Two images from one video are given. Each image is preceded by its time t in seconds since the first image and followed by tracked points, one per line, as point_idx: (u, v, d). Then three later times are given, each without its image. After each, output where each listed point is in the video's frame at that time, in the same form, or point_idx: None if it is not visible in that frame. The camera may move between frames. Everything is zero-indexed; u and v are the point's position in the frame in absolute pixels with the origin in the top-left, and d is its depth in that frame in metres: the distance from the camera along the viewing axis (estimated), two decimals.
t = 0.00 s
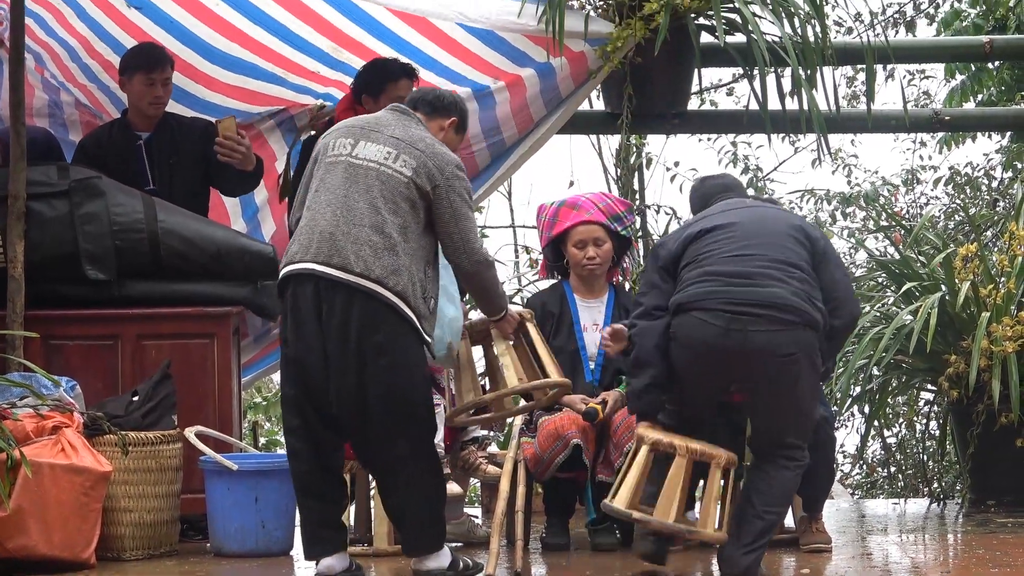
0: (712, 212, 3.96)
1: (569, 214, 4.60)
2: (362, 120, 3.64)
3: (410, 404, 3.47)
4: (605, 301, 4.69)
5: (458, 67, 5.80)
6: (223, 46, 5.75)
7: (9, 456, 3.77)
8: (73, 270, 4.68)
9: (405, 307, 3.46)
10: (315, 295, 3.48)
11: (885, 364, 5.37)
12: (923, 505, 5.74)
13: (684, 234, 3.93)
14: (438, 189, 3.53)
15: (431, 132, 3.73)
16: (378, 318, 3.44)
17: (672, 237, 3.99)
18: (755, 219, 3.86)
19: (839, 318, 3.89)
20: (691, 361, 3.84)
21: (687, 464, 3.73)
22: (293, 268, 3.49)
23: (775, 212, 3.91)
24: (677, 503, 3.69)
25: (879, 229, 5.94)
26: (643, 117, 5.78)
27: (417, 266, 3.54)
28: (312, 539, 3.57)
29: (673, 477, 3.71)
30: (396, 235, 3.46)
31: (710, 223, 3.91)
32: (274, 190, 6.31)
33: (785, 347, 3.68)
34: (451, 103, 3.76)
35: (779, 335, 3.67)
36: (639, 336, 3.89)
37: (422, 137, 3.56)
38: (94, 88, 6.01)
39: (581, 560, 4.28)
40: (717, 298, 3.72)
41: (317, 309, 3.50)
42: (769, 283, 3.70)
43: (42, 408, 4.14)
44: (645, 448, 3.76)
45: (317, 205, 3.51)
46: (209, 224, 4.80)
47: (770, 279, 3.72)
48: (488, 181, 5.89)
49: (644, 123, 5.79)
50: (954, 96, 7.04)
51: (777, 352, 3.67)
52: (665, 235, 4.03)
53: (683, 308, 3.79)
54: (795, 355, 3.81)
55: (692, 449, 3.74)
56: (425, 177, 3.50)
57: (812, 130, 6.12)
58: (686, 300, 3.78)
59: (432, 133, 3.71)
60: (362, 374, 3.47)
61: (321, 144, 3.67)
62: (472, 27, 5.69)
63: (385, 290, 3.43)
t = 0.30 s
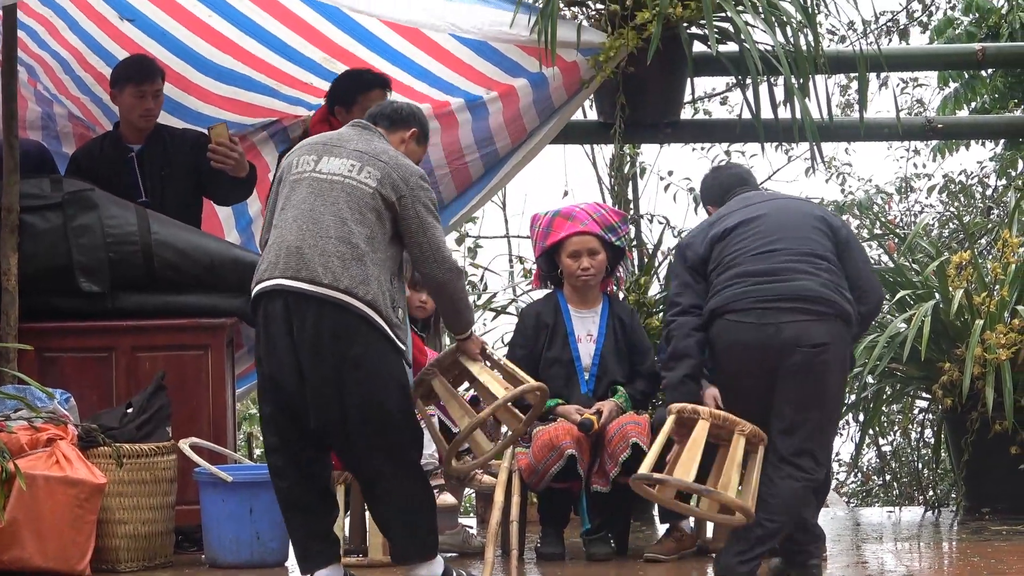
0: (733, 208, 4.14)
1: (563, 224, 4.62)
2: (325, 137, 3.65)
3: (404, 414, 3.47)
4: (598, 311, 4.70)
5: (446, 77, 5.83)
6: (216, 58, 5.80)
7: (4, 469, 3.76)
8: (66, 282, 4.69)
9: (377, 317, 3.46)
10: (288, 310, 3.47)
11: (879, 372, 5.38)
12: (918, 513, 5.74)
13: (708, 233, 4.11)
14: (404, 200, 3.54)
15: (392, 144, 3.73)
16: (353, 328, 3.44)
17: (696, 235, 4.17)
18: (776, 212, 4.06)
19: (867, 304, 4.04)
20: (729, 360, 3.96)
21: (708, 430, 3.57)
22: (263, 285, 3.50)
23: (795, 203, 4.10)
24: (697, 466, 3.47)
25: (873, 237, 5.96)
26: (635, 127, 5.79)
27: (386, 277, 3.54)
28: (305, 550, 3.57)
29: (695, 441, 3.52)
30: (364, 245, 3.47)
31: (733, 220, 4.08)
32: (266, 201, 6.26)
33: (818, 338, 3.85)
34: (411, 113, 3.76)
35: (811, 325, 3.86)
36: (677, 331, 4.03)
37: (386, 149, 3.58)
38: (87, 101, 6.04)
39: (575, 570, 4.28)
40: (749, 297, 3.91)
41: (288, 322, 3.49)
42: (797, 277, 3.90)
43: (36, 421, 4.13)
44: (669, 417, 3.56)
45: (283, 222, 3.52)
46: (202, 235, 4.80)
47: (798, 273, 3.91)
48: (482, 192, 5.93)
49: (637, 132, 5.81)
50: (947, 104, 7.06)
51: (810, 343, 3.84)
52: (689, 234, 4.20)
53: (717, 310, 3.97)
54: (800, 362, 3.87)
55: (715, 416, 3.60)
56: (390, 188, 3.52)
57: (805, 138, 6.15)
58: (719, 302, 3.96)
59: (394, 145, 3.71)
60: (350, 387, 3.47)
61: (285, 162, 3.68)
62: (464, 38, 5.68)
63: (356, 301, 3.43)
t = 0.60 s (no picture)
0: (773, 203, 4.14)
1: (552, 234, 4.63)
2: (319, 149, 3.67)
3: (395, 422, 3.48)
4: (588, 321, 4.71)
5: (439, 87, 5.87)
6: (208, 68, 5.83)
7: None
8: (57, 290, 4.69)
9: (374, 319, 3.45)
10: (284, 318, 3.47)
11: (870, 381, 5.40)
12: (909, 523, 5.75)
13: (759, 225, 4.05)
14: (399, 208, 3.54)
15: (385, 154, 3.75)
16: (348, 332, 3.43)
17: (739, 229, 4.10)
18: (821, 205, 4.09)
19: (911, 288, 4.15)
20: (766, 361, 3.95)
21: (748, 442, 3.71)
22: (260, 293, 3.50)
23: (831, 198, 4.16)
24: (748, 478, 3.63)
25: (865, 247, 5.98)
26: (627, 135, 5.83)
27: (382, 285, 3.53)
28: (295, 558, 3.57)
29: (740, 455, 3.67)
30: (360, 250, 3.46)
31: (779, 213, 4.07)
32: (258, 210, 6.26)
33: (884, 325, 3.90)
34: (400, 120, 3.77)
35: (876, 313, 3.90)
36: (724, 330, 3.99)
37: (381, 160, 3.59)
38: (78, 110, 6.06)
39: None
40: (816, 285, 3.89)
41: (284, 330, 3.48)
42: (857, 266, 3.94)
43: (27, 429, 4.13)
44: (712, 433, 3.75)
45: (279, 230, 3.53)
46: (193, 243, 4.82)
47: (858, 263, 3.96)
48: (475, 199, 5.94)
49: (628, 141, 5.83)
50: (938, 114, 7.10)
51: (875, 331, 3.88)
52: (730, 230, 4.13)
53: (784, 300, 3.91)
54: (825, 364, 3.91)
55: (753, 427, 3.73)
56: (385, 196, 3.52)
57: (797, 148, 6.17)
58: (784, 292, 3.90)
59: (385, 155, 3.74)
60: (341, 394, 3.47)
61: (281, 175, 3.70)
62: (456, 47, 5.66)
63: (352, 303, 3.42)
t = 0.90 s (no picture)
0: (831, 215, 4.13)
1: (543, 240, 4.66)
2: (361, 168, 3.62)
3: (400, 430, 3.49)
4: (578, 328, 4.72)
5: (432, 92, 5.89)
6: (200, 72, 5.83)
7: None
8: (47, 295, 4.68)
9: (391, 343, 3.39)
10: (298, 330, 3.43)
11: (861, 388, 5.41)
12: (899, 530, 5.76)
13: (823, 234, 4.06)
14: (430, 244, 3.49)
15: (430, 184, 3.73)
16: (363, 357, 3.37)
17: (803, 238, 4.07)
18: (880, 221, 4.13)
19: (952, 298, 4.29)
20: (829, 369, 3.97)
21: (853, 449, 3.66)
22: (277, 302, 3.46)
23: (882, 215, 4.21)
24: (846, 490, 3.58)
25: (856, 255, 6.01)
26: (619, 141, 5.84)
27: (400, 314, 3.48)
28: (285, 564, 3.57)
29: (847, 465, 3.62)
30: (383, 276, 3.42)
31: (842, 225, 4.08)
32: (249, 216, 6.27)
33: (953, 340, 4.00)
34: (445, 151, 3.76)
35: (949, 328, 3.99)
36: (798, 333, 3.94)
37: (420, 190, 3.55)
38: (70, 114, 6.07)
39: None
40: (897, 301, 3.94)
41: (298, 344, 3.44)
42: (927, 283, 4.01)
43: (16, 432, 4.13)
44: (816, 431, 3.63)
45: (307, 243, 3.50)
46: (183, 248, 4.81)
47: (927, 279, 4.03)
48: (465, 207, 5.82)
49: (620, 147, 5.85)
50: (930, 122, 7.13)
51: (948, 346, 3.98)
52: (788, 236, 4.09)
53: (862, 313, 3.93)
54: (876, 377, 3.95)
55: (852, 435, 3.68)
56: (417, 230, 3.48)
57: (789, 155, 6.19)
58: (860, 306, 3.93)
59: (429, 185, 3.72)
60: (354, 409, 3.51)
61: (321, 188, 3.65)
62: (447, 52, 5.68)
63: (368, 326, 3.37)
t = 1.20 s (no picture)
0: (858, 224, 4.23)
1: (539, 246, 4.65)
2: (438, 189, 3.65)
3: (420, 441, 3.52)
4: (576, 333, 4.73)
5: (427, 99, 5.90)
6: (196, 81, 5.84)
7: None
8: (44, 304, 4.68)
9: (434, 362, 3.42)
10: (337, 333, 3.48)
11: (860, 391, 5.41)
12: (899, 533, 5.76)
13: (857, 244, 4.15)
14: (489, 278, 3.52)
15: (508, 222, 3.72)
16: (405, 369, 3.41)
17: (837, 249, 4.15)
18: (907, 226, 4.24)
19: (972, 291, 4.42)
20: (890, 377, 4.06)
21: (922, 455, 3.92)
22: (326, 303, 3.52)
23: (900, 217, 4.31)
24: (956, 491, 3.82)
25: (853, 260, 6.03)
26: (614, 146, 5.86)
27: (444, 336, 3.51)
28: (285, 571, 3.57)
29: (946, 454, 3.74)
30: (434, 298, 3.46)
31: (873, 234, 4.18)
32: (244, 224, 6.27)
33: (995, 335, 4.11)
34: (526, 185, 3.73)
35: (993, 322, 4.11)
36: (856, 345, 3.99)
37: (491, 222, 3.59)
38: (66, 123, 6.09)
39: None
40: (943, 301, 4.05)
41: (338, 348, 3.49)
42: (965, 279, 4.12)
43: (14, 442, 4.13)
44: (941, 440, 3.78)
45: (366, 251, 3.54)
46: (180, 256, 4.81)
47: (964, 277, 4.15)
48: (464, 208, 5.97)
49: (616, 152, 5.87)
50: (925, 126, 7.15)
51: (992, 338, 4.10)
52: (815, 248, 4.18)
53: (912, 314, 4.03)
54: (908, 382, 4.07)
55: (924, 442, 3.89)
56: (480, 261, 3.51)
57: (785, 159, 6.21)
58: (908, 306, 4.03)
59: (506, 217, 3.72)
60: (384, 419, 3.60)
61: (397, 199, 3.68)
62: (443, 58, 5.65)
63: (412, 342, 3.40)
